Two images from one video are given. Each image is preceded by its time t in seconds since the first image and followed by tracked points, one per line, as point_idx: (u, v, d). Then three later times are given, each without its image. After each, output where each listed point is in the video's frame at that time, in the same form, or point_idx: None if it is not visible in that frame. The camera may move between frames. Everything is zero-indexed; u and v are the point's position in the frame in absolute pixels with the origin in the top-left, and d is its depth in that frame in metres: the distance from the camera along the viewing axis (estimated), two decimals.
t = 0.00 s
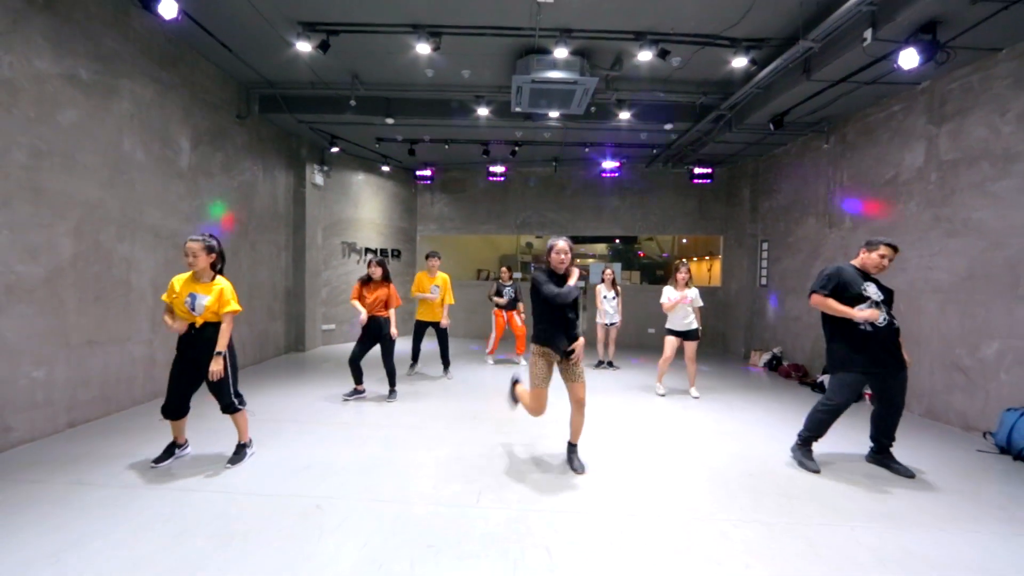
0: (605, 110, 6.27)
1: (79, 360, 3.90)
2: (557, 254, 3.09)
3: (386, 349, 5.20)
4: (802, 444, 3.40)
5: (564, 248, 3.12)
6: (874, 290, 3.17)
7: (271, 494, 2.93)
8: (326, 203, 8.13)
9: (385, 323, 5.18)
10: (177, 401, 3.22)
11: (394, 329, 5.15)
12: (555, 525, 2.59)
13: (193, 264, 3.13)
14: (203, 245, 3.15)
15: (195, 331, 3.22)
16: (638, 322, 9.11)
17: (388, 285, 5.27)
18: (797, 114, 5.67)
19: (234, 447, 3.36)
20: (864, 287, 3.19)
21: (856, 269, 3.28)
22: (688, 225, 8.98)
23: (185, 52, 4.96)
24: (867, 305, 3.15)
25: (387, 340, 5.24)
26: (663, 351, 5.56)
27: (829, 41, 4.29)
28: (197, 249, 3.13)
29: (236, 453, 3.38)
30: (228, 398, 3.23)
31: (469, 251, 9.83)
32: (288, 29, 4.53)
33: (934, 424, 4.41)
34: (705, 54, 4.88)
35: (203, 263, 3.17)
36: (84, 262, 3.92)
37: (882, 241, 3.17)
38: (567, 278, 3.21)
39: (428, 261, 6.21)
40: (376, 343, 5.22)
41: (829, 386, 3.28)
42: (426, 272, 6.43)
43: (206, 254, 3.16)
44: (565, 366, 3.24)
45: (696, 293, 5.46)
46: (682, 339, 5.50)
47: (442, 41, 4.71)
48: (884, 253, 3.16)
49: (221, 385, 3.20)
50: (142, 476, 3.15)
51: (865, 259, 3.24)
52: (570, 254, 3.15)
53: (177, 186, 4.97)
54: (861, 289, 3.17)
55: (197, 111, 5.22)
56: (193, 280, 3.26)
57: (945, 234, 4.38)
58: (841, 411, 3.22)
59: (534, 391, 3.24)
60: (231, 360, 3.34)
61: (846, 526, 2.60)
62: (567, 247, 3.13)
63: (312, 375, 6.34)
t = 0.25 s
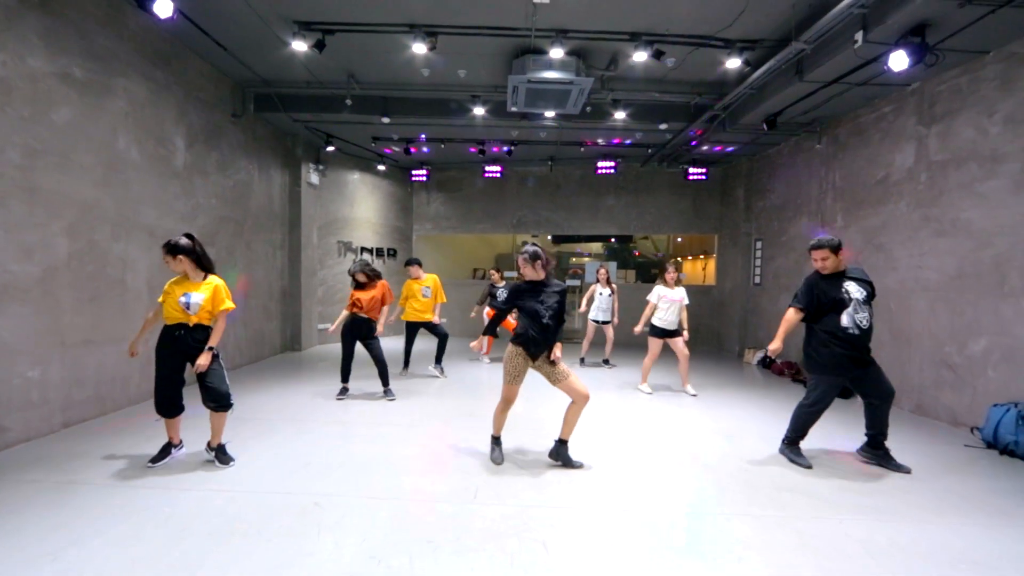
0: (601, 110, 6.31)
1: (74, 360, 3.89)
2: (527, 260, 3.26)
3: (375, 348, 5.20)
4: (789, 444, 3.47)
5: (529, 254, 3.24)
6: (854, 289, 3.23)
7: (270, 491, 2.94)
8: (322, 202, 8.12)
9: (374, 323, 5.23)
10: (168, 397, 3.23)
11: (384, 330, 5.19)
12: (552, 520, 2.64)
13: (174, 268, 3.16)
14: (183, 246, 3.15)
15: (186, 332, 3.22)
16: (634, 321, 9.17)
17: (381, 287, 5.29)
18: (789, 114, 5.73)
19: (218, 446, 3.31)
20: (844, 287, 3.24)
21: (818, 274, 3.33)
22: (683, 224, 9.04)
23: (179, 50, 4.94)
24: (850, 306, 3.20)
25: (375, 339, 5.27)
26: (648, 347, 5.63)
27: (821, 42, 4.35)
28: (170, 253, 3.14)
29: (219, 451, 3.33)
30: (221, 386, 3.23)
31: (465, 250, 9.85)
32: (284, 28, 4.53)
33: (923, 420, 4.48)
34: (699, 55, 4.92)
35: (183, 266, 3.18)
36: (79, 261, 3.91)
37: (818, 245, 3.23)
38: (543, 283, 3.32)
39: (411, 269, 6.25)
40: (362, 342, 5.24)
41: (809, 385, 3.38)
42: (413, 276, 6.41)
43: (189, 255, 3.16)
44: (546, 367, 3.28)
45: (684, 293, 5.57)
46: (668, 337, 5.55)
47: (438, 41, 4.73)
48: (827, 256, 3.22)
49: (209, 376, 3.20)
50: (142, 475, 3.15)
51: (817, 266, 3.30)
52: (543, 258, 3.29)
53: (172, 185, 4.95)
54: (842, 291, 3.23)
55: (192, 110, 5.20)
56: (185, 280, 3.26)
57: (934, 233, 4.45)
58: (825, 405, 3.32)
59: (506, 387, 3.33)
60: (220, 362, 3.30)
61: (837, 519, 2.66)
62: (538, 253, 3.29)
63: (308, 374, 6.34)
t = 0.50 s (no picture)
0: (600, 108, 6.29)
1: (71, 358, 3.87)
2: (517, 255, 3.28)
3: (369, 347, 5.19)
4: (789, 441, 3.47)
5: (520, 249, 3.26)
6: (849, 286, 3.22)
7: (268, 490, 2.94)
8: (320, 201, 8.10)
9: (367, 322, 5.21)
10: (164, 395, 3.22)
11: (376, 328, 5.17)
12: (551, 517, 2.63)
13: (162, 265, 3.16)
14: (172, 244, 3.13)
15: (179, 329, 3.20)
16: (633, 319, 9.18)
17: (374, 283, 5.29)
18: (788, 112, 5.73)
19: (213, 446, 3.30)
20: (839, 284, 3.24)
21: (812, 271, 3.34)
22: (682, 222, 9.04)
23: (176, 47, 4.92)
24: (845, 303, 3.20)
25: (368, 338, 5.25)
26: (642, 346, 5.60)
27: (820, 40, 4.34)
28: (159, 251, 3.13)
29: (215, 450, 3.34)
30: (211, 386, 3.19)
31: (464, 249, 9.84)
32: (282, 24, 4.51)
33: (922, 417, 4.49)
34: (698, 52, 4.91)
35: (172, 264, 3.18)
36: (76, 259, 3.89)
37: (810, 244, 3.24)
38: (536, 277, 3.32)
39: (406, 265, 6.21)
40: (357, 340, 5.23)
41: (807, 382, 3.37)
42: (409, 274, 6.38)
43: (178, 252, 3.14)
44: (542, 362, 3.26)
45: (678, 292, 5.58)
46: (659, 336, 5.50)
47: (436, 38, 4.71)
48: (817, 254, 3.23)
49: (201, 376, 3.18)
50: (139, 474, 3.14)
51: (810, 264, 3.31)
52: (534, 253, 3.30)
53: (169, 183, 4.93)
54: (837, 288, 3.23)
55: (189, 108, 5.18)
56: (176, 277, 3.27)
57: (932, 231, 4.46)
58: (824, 402, 3.32)
59: (504, 383, 3.33)
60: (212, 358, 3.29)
61: (836, 516, 2.67)
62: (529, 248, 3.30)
63: (307, 372, 6.32)
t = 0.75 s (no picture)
0: (598, 107, 6.28)
1: (65, 359, 3.84)
2: (514, 256, 3.27)
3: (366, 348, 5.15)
4: (788, 441, 3.47)
5: (517, 250, 3.26)
6: (847, 286, 3.20)
7: (266, 491, 2.93)
8: (318, 200, 8.06)
9: (365, 322, 5.17)
10: (159, 398, 3.20)
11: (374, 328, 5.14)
12: (549, 519, 2.61)
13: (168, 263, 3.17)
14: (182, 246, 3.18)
15: (176, 331, 3.18)
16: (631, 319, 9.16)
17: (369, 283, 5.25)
18: (787, 112, 5.72)
19: (217, 446, 3.29)
20: (837, 284, 3.24)
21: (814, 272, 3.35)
22: (681, 222, 9.03)
23: (172, 45, 4.88)
24: (841, 303, 3.20)
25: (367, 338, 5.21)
26: (641, 345, 5.62)
27: (819, 39, 4.33)
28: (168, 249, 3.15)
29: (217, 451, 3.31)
30: (205, 394, 3.18)
31: (462, 249, 9.82)
32: (279, 22, 4.48)
33: (921, 417, 4.48)
34: (697, 51, 4.90)
35: (178, 263, 3.21)
36: (70, 258, 3.85)
37: (817, 242, 3.24)
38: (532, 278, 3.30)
39: (406, 264, 6.17)
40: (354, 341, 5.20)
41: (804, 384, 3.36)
42: (409, 273, 6.34)
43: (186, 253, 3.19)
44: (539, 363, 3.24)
45: (679, 291, 5.54)
46: (658, 336, 5.51)
47: (434, 37, 4.68)
48: (825, 251, 3.23)
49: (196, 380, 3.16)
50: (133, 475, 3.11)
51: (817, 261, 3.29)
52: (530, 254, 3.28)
53: (165, 182, 4.89)
54: (834, 288, 3.24)
55: (185, 106, 5.15)
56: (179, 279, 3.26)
57: (931, 230, 4.45)
58: (820, 401, 3.32)
59: (504, 384, 3.31)
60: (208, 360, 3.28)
61: (835, 516, 2.66)
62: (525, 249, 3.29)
63: (304, 373, 6.29)
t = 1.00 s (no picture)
0: (596, 104, 6.18)
1: (49, 362, 3.73)
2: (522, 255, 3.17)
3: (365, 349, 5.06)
4: (790, 444, 3.40)
5: (528, 249, 3.17)
6: (859, 279, 3.11)
7: (254, 499, 2.84)
8: (312, 198, 7.95)
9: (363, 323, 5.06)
10: (148, 404, 3.12)
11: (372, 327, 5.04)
12: (545, 529, 2.54)
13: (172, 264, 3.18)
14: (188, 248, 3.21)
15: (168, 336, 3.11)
16: (630, 317, 9.09)
17: (369, 283, 5.11)
18: (788, 108, 5.63)
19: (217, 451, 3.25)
20: (848, 276, 3.14)
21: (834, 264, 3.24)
22: (679, 220, 8.95)
23: (160, 40, 4.76)
24: (847, 292, 3.11)
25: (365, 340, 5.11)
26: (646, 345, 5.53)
27: (822, 33, 4.24)
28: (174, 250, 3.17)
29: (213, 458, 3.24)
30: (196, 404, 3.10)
31: (460, 247, 9.72)
32: (269, 16, 4.37)
33: (924, 419, 4.41)
34: (697, 46, 4.80)
35: (180, 264, 3.22)
36: (54, 259, 3.75)
37: (853, 235, 3.08)
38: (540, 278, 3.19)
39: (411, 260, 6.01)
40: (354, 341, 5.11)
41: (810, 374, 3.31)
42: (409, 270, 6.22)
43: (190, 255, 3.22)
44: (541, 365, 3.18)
45: (686, 288, 5.42)
46: (666, 336, 5.44)
47: (428, 31, 4.57)
48: (859, 245, 3.06)
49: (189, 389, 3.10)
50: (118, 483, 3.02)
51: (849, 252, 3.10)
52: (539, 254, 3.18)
53: (154, 180, 4.78)
54: (843, 279, 3.15)
55: (174, 103, 5.03)
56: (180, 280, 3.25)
57: (935, 229, 4.38)
58: (821, 405, 3.25)
59: (500, 385, 3.21)
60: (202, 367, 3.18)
61: (840, 524, 2.59)
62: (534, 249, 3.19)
63: (298, 374, 6.20)
